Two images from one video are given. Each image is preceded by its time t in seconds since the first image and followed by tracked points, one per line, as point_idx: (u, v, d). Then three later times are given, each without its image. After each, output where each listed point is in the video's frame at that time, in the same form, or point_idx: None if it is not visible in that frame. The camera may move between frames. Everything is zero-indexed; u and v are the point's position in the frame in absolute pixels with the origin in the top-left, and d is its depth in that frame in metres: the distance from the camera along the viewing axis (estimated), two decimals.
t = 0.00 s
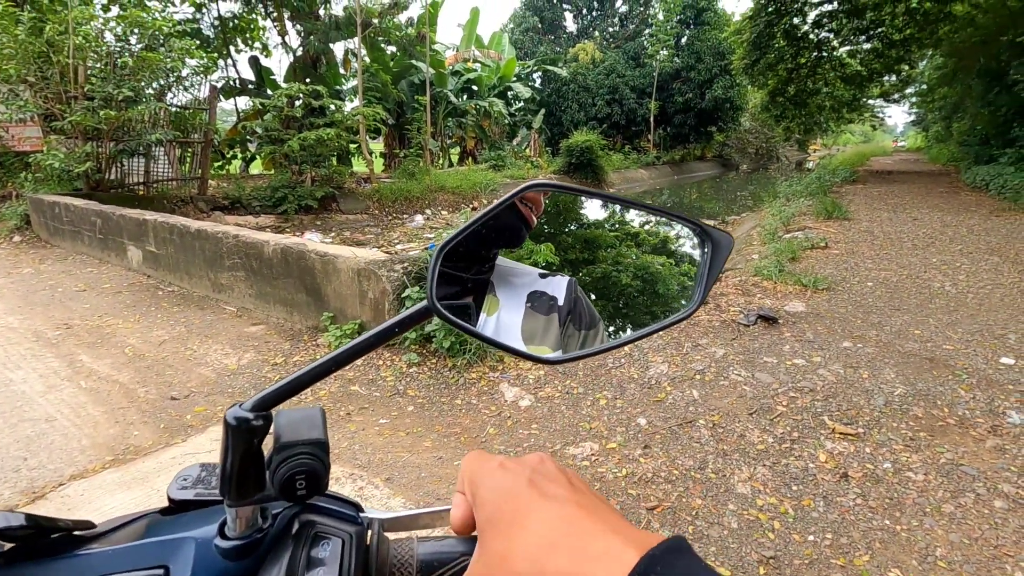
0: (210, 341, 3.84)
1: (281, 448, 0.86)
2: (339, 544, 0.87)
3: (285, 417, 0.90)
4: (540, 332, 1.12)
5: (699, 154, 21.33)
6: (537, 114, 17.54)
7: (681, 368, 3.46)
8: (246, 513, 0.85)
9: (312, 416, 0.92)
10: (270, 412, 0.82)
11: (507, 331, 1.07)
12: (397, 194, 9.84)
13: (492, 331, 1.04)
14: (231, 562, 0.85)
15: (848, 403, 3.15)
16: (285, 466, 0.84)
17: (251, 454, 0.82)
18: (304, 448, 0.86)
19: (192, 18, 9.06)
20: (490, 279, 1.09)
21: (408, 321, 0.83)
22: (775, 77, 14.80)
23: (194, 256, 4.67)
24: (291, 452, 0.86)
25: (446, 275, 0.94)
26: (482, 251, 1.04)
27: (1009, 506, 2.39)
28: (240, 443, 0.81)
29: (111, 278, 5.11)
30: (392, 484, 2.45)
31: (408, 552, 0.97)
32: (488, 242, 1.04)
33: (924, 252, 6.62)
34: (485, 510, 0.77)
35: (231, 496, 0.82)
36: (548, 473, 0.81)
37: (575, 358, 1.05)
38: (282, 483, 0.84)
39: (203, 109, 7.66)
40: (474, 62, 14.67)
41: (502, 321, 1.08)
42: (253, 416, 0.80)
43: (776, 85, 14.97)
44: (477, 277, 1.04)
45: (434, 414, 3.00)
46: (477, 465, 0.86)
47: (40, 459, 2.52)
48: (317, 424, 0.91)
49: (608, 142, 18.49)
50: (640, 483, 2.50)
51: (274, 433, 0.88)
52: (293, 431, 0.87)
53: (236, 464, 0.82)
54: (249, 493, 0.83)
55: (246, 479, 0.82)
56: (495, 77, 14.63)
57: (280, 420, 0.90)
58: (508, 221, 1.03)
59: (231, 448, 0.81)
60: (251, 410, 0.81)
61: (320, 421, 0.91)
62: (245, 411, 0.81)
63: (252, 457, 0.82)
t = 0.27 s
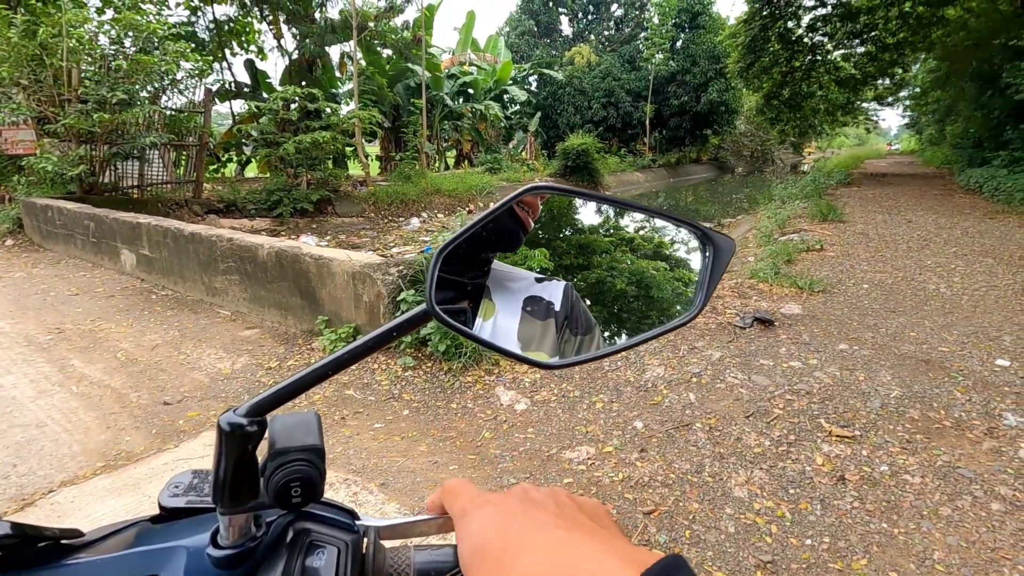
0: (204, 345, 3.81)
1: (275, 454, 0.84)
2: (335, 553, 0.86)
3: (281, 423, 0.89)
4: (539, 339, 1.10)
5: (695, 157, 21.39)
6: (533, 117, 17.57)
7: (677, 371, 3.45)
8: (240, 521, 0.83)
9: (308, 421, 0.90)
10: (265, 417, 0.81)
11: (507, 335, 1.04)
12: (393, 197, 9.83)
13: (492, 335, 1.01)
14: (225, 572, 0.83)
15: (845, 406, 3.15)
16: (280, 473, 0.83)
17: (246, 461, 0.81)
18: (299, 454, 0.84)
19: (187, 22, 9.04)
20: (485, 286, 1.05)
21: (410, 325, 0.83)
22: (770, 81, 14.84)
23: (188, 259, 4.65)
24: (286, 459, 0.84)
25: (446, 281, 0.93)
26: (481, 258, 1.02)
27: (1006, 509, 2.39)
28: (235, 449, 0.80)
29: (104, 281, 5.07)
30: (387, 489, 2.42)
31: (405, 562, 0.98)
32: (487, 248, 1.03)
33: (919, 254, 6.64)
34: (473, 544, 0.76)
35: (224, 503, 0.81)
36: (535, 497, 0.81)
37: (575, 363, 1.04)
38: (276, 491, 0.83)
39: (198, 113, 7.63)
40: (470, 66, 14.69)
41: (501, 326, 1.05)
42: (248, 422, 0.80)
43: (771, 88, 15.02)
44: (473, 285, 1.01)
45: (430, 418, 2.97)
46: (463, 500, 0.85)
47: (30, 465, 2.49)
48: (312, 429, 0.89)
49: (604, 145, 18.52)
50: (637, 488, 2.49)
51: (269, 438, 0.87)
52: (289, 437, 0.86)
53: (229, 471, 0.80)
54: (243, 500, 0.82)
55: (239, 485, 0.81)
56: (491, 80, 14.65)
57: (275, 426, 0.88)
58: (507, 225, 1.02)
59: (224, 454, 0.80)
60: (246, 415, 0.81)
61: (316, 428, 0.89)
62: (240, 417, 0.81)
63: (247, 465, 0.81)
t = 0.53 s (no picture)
0: (197, 348, 3.78)
1: (282, 463, 0.84)
2: (340, 564, 0.83)
3: (285, 431, 0.89)
4: (538, 345, 1.08)
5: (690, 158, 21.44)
6: (528, 118, 17.57)
7: (673, 373, 3.44)
8: (244, 531, 0.82)
9: (314, 430, 0.91)
10: (271, 425, 0.82)
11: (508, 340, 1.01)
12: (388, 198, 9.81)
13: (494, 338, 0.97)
14: None
15: (841, 407, 3.14)
16: (289, 481, 0.83)
17: (252, 469, 0.81)
18: (306, 463, 0.85)
19: (181, 23, 8.99)
20: (483, 291, 1.01)
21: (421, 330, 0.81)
22: (764, 82, 14.88)
23: (181, 261, 4.61)
24: (293, 468, 0.84)
25: (457, 286, 0.90)
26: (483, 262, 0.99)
27: (1003, 510, 2.38)
28: (241, 457, 0.80)
29: (96, 284, 5.03)
30: (382, 494, 2.40)
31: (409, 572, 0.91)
32: (492, 252, 1.00)
33: (913, 255, 6.65)
34: (475, 559, 0.74)
35: (229, 513, 0.80)
36: (538, 509, 0.80)
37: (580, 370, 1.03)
38: (284, 500, 0.82)
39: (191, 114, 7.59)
40: (466, 67, 14.68)
41: (500, 330, 1.02)
42: (254, 429, 0.80)
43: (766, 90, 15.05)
44: (474, 289, 0.98)
45: (425, 421, 2.95)
46: (461, 512, 0.83)
47: (19, 471, 2.45)
48: (319, 438, 0.90)
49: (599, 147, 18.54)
50: (634, 490, 2.47)
51: (274, 447, 0.87)
52: (294, 446, 0.86)
53: (236, 479, 0.80)
54: (247, 511, 0.81)
55: (245, 494, 0.80)
56: (486, 82, 14.63)
57: (280, 434, 0.88)
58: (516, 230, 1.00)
59: (230, 462, 0.80)
60: (252, 423, 0.81)
61: (322, 435, 0.90)
62: (246, 425, 0.81)
63: (254, 472, 0.81)
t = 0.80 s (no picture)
0: (191, 348, 3.75)
1: (281, 475, 0.83)
2: None
3: (283, 442, 0.88)
4: (540, 348, 1.05)
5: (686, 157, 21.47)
6: (525, 117, 17.55)
7: (670, 372, 3.44)
8: (240, 545, 0.81)
9: (313, 438, 0.90)
10: (270, 434, 0.80)
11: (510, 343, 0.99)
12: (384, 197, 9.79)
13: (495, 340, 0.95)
14: None
15: (839, 406, 3.14)
16: (288, 493, 0.82)
17: (249, 479, 0.79)
18: (305, 473, 0.84)
19: (175, 21, 8.94)
20: (481, 290, 0.97)
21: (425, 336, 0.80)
22: (760, 81, 14.89)
23: (175, 262, 4.58)
24: (292, 479, 0.83)
25: (460, 290, 0.90)
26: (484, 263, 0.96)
27: (1001, 509, 2.38)
28: (237, 466, 0.78)
29: (89, 284, 5.00)
30: (377, 496, 2.38)
31: None
32: (494, 252, 0.97)
33: (909, 253, 6.66)
34: (479, 561, 0.72)
35: (225, 526, 0.78)
36: (543, 510, 0.77)
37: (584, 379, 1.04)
38: (282, 512, 0.82)
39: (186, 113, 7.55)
40: (462, 66, 14.65)
41: (501, 332, 0.99)
42: (252, 438, 0.79)
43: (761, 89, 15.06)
44: (477, 291, 0.95)
45: (421, 422, 2.93)
46: (467, 515, 0.81)
47: (9, 474, 2.42)
48: (317, 449, 0.89)
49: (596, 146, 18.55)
50: (631, 491, 2.46)
51: (273, 457, 0.86)
52: (292, 456, 0.85)
53: (232, 489, 0.78)
54: (245, 524, 0.80)
55: (241, 509, 0.79)
56: (482, 81, 14.59)
57: (279, 444, 0.87)
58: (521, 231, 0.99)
59: (227, 471, 0.78)
60: (249, 432, 0.79)
61: (322, 445, 0.90)
62: (242, 434, 0.79)
63: (250, 482, 0.79)
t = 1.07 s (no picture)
0: (186, 347, 3.73)
1: (282, 478, 0.80)
2: None
3: (284, 444, 0.85)
4: (542, 349, 1.04)
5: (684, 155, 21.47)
6: (522, 115, 17.52)
7: (668, 370, 3.43)
8: (240, 549, 0.82)
9: (315, 440, 0.88)
10: (270, 437, 0.79)
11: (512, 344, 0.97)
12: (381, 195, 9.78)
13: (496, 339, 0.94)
14: None
15: (837, 404, 3.13)
16: (291, 497, 0.79)
17: (249, 484, 0.79)
18: (307, 477, 0.81)
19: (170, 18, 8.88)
20: (479, 288, 0.95)
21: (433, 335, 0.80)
22: (758, 78, 14.89)
23: (171, 260, 4.55)
24: (293, 484, 0.80)
25: (466, 291, 0.90)
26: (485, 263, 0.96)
27: (998, 506, 2.38)
28: (237, 469, 0.78)
29: (84, 283, 4.97)
30: (374, 495, 2.37)
31: None
32: (498, 251, 0.98)
33: (906, 251, 6.66)
34: (482, 569, 0.71)
35: (225, 530, 0.79)
36: (547, 515, 0.75)
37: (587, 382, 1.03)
38: (284, 518, 0.79)
39: (181, 110, 7.51)
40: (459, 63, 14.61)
41: (501, 331, 0.98)
42: (252, 441, 0.78)
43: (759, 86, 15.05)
44: (481, 291, 0.96)
45: (418, 421, 2.92)
46: (472, 521, 0.80)
47: (3, 475, 2.40)
48: (320, 451, 0.87)
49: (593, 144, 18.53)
50: (629, 489, 2.45)
51: (273, 460, 0.83)
52: (294, 459, 0.83)
53: (232, 493, 0.78)
54: (245, 528, 0.80)
55: (242, 513, 0.79)
56: (480, 78, 14.55)
57: (280, 446, 0.85)
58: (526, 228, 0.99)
59: (227, 475, 0.77)
60: (250, 435, 0.79)
61: (325, 448, 0.87)
62: (243, 436, 0.79)
63: (250, 486, 0.79)
